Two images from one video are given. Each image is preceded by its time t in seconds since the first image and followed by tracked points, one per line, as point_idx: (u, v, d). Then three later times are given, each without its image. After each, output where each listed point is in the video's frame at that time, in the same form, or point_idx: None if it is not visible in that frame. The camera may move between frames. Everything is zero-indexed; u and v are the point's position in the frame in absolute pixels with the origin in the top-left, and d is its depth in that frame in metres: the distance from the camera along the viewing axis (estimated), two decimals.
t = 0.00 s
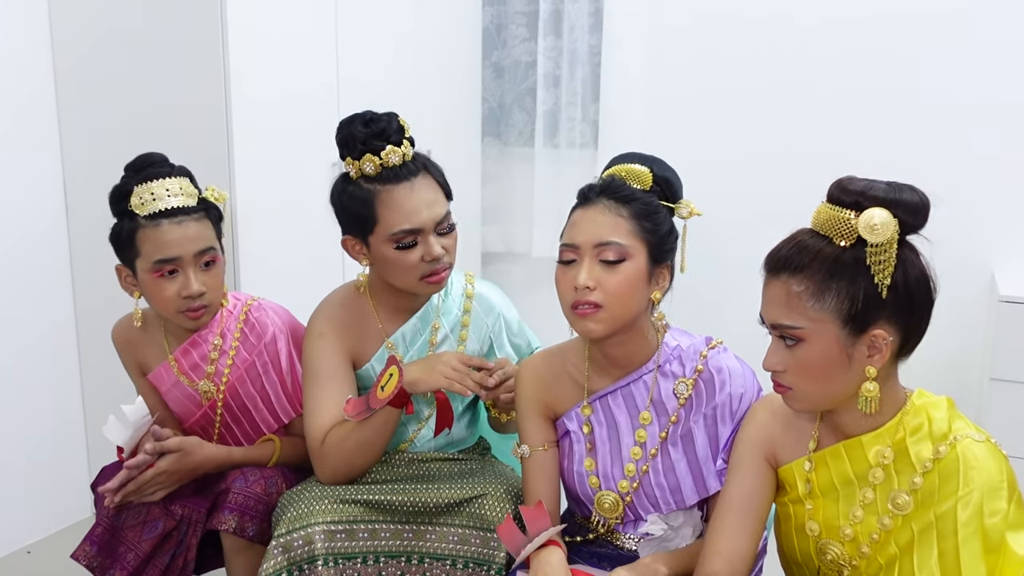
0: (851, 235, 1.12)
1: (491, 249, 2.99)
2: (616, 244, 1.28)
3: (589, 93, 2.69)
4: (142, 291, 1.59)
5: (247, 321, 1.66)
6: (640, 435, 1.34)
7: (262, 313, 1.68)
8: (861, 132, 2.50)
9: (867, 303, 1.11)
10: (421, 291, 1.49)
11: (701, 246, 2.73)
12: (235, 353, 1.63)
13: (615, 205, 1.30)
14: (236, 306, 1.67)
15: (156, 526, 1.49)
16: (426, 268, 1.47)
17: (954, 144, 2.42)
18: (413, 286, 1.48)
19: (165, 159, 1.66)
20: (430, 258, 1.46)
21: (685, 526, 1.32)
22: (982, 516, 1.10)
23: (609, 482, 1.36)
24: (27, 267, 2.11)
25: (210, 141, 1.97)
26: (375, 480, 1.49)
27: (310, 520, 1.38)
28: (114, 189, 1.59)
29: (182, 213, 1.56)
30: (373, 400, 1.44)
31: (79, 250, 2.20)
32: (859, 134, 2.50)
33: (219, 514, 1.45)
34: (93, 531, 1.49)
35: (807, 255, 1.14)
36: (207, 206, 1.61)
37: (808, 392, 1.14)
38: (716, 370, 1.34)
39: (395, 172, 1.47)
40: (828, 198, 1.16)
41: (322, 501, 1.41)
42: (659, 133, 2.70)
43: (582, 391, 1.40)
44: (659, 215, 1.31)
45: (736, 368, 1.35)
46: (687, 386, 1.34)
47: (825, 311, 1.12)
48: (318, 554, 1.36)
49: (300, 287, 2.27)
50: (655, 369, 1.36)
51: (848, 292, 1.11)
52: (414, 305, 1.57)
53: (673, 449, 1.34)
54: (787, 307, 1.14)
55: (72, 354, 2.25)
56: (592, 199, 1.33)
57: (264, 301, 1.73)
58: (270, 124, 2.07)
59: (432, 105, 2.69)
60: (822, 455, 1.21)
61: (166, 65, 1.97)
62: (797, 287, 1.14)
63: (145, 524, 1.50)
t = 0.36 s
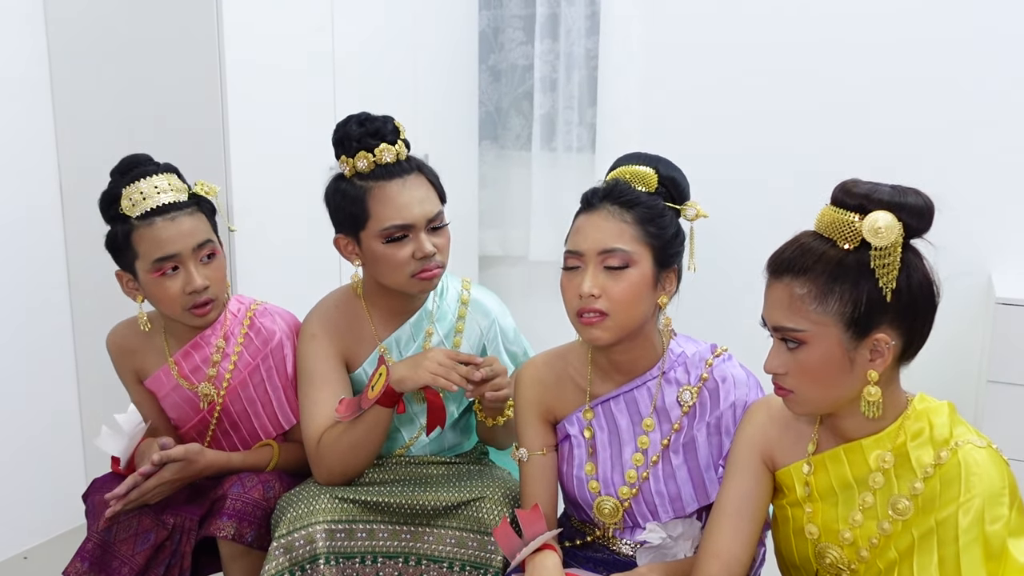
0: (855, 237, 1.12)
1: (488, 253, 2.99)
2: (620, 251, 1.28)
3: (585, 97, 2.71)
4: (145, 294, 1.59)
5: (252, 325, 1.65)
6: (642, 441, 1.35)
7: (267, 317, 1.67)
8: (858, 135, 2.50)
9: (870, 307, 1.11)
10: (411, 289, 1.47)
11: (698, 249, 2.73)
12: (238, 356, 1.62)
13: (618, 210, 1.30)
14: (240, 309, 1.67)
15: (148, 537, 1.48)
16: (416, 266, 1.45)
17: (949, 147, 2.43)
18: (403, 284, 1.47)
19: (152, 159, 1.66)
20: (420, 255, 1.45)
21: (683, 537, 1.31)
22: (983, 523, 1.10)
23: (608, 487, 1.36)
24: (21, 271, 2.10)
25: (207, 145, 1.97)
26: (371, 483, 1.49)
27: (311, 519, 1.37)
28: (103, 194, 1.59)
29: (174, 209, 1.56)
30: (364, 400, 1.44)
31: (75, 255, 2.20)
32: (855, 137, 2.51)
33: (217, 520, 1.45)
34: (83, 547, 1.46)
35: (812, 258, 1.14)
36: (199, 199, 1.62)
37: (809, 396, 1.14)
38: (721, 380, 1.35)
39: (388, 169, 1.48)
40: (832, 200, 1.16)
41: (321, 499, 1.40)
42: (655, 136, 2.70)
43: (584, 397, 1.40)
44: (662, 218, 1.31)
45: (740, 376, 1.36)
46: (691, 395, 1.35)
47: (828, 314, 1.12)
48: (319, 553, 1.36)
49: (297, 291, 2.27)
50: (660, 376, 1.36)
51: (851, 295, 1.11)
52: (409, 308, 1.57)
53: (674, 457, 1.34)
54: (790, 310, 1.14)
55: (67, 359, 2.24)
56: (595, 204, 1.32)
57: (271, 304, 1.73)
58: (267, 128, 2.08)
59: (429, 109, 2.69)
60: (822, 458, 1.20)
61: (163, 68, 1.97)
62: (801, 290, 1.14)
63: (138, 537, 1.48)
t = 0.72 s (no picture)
0: (858, 240, 1.12)
1: (487, 255, 2.99)
2: (602, 256, 1.28)
3: (584, 98, 2.71)
4: (147, 294, 1.58)
5: (255, 327, 1.65)
6: (638, 444, 1.34)
7: (269, 318, 1.67)
8: (857, 135, 2.50)
9: (873, 309, 1.10)
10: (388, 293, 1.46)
11: (697, 250, 2.72)
12: (242, 357, 1.62)
13: (604, 213, 1.30)
14: (243, 310, 1.66)
15: (153, 542, 1.47)
16: (397, 262, 1.44)
17: (950, 147, 2.42)
18: (381, 284, 1.46)
19: (168, 159, 1.65)
20: (402, 251, 1.43)
21: (682, 541, 1.30)
22: (986, 524, 1.10)
23: (606, 491, 1.35)
24: (20, 273, 2.10)
25: (205, 147, 1.96)
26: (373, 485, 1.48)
27: (338, 504, 1.37)
28: (115, 191, 1.59)
29: (184, 215, 1.55)
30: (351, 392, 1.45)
31: (73, 257, 2.19)
32: (855, 137, 2.50)
33: (232, 523, 1.44)
34: (88, 557, 1.45)
35: (813, 260, 1.14)
36: (210, 204, 1.61)
37: (810, 399, 1.14)
38: (717, 382, 1.34)
39: (386, 166, 1.48)
40: (835, 201, 1.16)
41: (345, 485, 1.41)
42: (655, 137, 2.70)
43: (578, 400, 1.39)
44: (649, 220, 1.30)
45: (737, 377, 1.35)
46: (687, 397, 1.34)
47: (830, 317, 1.11)
48: (351, 535, 1.35)
49: (297, 292, 2.26)
50: (654, 379, 1.36)
51: (854, 297, 1.11)
52: (402, 312, 1.57)
53: (673, 461, 1.34)
54: (792, 313, 1.14)
55: (66, 362, 2.23)
56: (581, 209, 1.33)
57: (272, 305, 1.73)
58: (266, 129, 2.07)
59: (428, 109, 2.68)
60: (823, 460, 1.20)
61: (163, 69, 1.96)
62: (802, 293, 1.13)
63: (143, 543, 1.47)
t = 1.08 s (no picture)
0: (857, 246, 1.11)
1: (488, 255, 2.98)
2: (567, 262, 1.30)
3: (584, 98, 2.70)
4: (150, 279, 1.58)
5: (260, 324, 1.65)
6: (636, 454, 1.33)
7: (275, 315, 1.67)
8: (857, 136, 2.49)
9: (873, 315, 1.10)
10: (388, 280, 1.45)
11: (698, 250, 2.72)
12: (246, 353, 1.62)
13: (582, 219, 1.31)
14: (249, 307, 1.67)
15: (151, 535, 1.47)
16: (395, 254, 1.43)
17: (951, 147, 2.42)
18: (381, 273, 1.45)
19: (211, 154, 1.65)
20: (400, 244, 1.42)
21: (682, 544, 1.29)
22: (990, 530, 1.09)
23: (606, 494, 1.34)
24: (19, 274, 2.09)
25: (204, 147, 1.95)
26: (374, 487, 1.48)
27: (343, 500, 1.35)
28: (152, 173, 1.60)
29: (202, 210, 1.55)
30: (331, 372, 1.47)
31: (73, 258, 2.19)
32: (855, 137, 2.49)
33: (235, 522, 1.44)
34: (86, 543, 1.48)
35: (813, 266, 1.13)
36: (235, 208, 1.61)
37: (810, 405, 1.13)
38: (720, 388, 1.34)
39: (396, 162, 1.48)
40: (834, 205, 1.15)
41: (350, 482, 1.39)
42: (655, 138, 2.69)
43: (579, 401, 1.39)
44: (622, 227, 1.28)
45: (740, 382, 1.35)
46: (690, 402, 1.33)
47: (830, 325, 1.11)
48: (355, 532, 1.33)
49: (297, 293, 2.25)
50: (656, 383, 1.35)
51: (855, 304, 1.10)
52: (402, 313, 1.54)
53: (674, 465, 1.33)
54: (790, 321, 1.13)
55: (65, 362, 2.23)
56: (570, 213, 1.34)
57: (279, 303, 1.73)
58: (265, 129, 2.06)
59: (428, 109, 2.67)
60: (825, 465, 1.19)
61: (162, 68, 1.95)
62: (802, 301, 1.12)
63: (140, 534, 1.47)
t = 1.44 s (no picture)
0: (870, 247, 1.11)
1: (490, 256, 2.98)
2: (581, 263, 1.29)
3: (585, 98, 2.69)
4: (180, 263, 1.59)
5: (277, 318, 1.65)
6: (643, 454, 1.33)
7: (293, 313, 1.67)
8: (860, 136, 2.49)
9: (887, 318, 1.10)
10: (387, 284, 1.45)
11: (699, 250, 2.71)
12: (259, 345, 1.62)
13: (596, 220, 1.30)
14: (269, 300, 1.68)
15: (139, 512, 1.48)
16: (396, 257, 1.43)
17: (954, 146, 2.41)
18: (381, 276, 1.45)
19: (241, 147, 1.66)
20: (401, 247, 1.42)
21: (687, 547, 1.29)
22: (998, 535, 1.09)
23: (612, 494, 1.34)
24: (19, 273, 2.09)
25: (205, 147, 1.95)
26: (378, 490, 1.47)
27: (335, 498, 1.34)
28: (183, 162, 1.60)
29: (234, 199, 1.56)
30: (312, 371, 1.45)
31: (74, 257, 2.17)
32: (857, 138, 2.49)
33: (225, 518, 1.45)
34: (75, 516, 1.48)
35: (825, 270, 1.12)
36: (264, 199, 1.61)
37: (820, 408, 1.13)
38: (730, 388, 1.33)
39: (401, 166, 1.48)
40: (845, 207, 1.15)
41: (342, 483, 1.38)
42: (657, 138, 2.68)
43: (587, 401, 1.39)
44: (637, 228, 1.27)
45: (750, 383, 1.35)
46: (699, 403, 1.33)
47: (844, 328, 1.10)
48: (348, 529, 1.31)
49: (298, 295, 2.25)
50: (666, 383, 1.35)
51: (868, 307, 1.10)
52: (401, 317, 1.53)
53: (680, 465, 1.32)
54: (802, 323, 1.12)
55: (66, 363, 2.22)
56: (582, 214, 1.33)
57: (297, 301, 1.73)
58: (266, 131, 2.06)
59: (429, 108, 2.67)
60: (831, 469, 1.19)
61: (163, 68, 1.94)
62: (815, 304, 1.12)
63: (129, 511, 1.48)
